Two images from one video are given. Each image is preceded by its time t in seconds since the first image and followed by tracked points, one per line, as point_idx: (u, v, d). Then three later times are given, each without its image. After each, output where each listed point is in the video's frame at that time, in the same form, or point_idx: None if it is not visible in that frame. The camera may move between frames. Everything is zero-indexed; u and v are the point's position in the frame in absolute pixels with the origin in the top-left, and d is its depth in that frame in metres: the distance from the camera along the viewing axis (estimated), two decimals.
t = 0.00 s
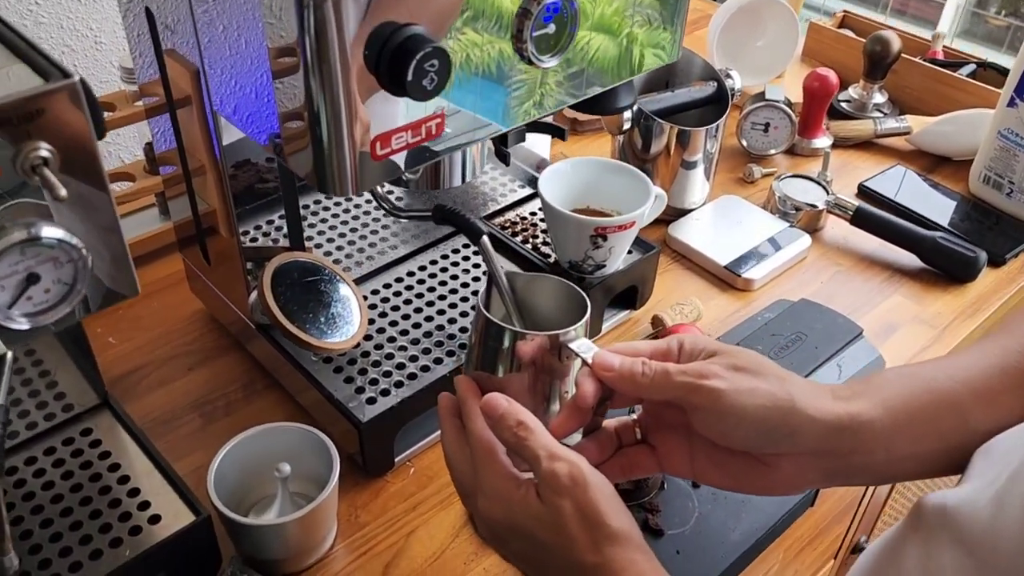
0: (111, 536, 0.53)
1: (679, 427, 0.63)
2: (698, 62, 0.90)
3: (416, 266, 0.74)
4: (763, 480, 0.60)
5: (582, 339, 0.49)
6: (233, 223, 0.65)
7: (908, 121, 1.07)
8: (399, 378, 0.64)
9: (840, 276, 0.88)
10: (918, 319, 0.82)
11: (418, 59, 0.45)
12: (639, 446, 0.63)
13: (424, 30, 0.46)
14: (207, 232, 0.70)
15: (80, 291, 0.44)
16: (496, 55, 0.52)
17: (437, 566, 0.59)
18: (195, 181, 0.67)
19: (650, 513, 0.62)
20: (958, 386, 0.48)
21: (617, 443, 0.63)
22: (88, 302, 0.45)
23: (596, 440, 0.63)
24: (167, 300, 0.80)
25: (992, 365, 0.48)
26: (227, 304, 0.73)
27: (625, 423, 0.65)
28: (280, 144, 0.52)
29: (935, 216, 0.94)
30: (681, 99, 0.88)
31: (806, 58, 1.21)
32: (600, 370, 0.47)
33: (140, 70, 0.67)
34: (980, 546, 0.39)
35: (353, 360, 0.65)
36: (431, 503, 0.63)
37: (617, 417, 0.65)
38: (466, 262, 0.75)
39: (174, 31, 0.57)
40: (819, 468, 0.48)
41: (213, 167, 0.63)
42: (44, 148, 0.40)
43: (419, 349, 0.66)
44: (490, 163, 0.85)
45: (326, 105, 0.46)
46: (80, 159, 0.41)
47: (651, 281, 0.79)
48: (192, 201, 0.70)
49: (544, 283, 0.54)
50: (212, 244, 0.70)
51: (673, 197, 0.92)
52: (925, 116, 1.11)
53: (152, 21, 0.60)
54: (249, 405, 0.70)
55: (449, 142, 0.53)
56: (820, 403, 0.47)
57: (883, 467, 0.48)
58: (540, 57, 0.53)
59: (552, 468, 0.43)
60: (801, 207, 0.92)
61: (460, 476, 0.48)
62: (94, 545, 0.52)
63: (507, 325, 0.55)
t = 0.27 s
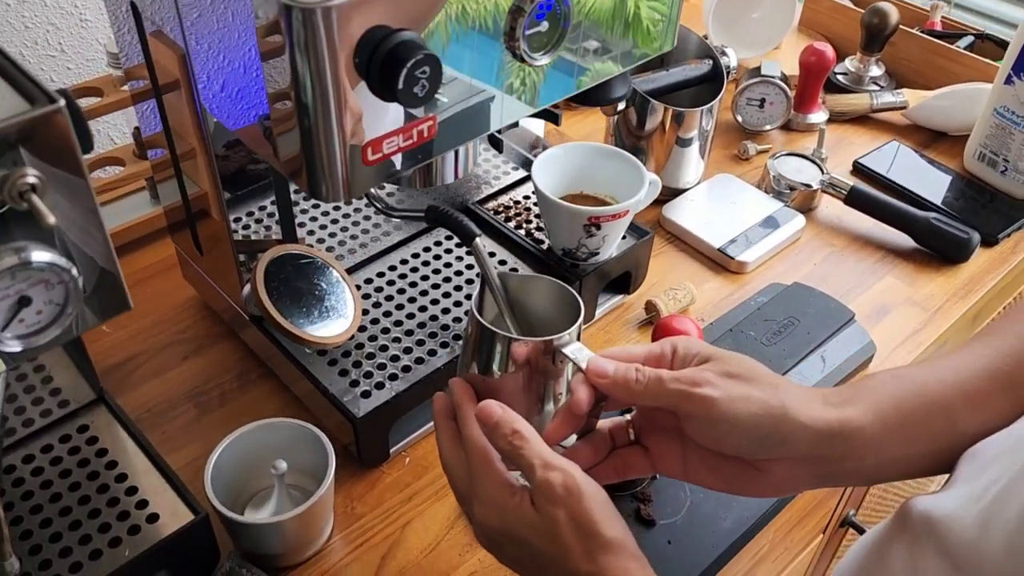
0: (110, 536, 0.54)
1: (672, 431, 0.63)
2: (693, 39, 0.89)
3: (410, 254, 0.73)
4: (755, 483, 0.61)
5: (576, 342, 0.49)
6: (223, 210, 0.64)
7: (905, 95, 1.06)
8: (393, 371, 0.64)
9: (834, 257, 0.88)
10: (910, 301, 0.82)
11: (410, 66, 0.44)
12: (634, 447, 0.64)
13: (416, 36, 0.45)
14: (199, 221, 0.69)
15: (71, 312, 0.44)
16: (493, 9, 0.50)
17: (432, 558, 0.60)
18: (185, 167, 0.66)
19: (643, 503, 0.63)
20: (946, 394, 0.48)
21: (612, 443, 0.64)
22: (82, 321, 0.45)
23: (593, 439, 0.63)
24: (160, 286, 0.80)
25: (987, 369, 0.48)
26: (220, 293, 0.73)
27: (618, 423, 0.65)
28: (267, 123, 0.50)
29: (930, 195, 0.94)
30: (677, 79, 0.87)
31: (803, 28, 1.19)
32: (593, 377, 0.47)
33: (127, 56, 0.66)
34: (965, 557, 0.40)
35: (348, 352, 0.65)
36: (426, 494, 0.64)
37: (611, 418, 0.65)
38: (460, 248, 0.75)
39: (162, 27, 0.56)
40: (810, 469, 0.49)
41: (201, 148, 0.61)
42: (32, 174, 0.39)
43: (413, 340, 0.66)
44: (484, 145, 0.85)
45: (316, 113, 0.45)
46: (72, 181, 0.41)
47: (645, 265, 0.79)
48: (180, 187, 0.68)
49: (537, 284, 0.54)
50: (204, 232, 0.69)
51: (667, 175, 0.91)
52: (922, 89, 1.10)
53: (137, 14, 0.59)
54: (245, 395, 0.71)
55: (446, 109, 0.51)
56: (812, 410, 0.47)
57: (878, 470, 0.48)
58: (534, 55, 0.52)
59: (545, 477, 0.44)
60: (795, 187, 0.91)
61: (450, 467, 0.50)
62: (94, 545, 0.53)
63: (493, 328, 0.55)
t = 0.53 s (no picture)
0: (100, 530, 0.54)
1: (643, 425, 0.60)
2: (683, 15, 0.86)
3: (396, 239, 0.73)
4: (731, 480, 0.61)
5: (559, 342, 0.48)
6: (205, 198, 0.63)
7: (897, 66, 1.05)
8: (379, 360, 0.65)
9: (821, 235, 0.87)
10: (895, 282, 0.82)
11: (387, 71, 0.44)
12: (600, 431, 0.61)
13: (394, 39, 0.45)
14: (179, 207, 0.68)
15: (49, 329, 0.45)
16: None
17: (419, 545, 0.62)
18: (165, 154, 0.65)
19: (626, 489, 0.64)
20: (920, 389, 0.50)
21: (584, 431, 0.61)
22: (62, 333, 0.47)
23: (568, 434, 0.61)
24: (146, 270, 0.79)
25: (954, 366, 0.50)
26: (206, 279, 0.73)
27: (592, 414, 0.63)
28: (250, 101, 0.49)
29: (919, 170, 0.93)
30: (664, 55, 0.86)
31: None
32: (574, 379, 0.48)
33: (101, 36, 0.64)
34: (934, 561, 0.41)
35: (334, 341, 0.65)
36: (413, 481, 0.65)
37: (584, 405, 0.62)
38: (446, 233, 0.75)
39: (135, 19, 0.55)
40: (787, 466, 0.50)
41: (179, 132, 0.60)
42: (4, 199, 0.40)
43: (399, 328, 0.67)
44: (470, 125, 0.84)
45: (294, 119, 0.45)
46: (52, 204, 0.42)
47: (632, 248, 0.79)
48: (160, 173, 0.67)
49: (520, 280, 0.54)
50: (185, 217, 0.69)
51: (656, 152, 0.92)
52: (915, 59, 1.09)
53: (112, 5, 0.58)
54: (232, 382, 0.71)
55: (438, 77, 0.50)
56: (789, 412, 0.48)
57: (848, 469, 0.50)
58: (515, 50, 0.51)
59: (527, 480, 0.45)
60: (784, 164, 0.91)
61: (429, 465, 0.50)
62: (84, 539, 0.54)
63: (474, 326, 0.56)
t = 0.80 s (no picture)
0: (95, 527, 0.56)
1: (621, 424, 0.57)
2: None
3: (385, 229, 0.74)
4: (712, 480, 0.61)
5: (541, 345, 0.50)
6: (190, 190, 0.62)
7: (893, 43, 1.04)
8: (368, 354, 0.65)
9: (812, 219, 0.88)
10: (884, 267, 0.83)
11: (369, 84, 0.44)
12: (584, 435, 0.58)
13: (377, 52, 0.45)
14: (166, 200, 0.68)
15: (35, 349, 0.45)
16: None
17: (409, 535, 0.63)
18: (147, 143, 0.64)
19: (611, 480, 0.65)
20: (895, 394, 0.51)
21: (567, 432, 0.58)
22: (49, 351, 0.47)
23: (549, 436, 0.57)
24: (137, 259, 0.80)
25: (929, 369, 0.52)
26: (196, 270, 0.74)
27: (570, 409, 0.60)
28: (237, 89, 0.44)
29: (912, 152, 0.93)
30: (655, 39, 0.85)
31: None
32: (556, 384, 0.48)
33: (84, 27, 0.64)
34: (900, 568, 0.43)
35: (323, 335, 0.66)
36: (402, 472, 0.66)
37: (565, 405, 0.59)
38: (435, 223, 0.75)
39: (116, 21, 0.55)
40: (765, 468, 0.51)
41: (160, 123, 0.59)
42: None
43: (388, 322, 0.68)
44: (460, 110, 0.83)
45: (277, 134, 0.45)
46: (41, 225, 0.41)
47: (621, 236, 0.79)
48: (145, 161, 0.66)
49: (505, 283, 0.55)
50: (171, 207, 0.69)
51: (646, 135, 0.91)
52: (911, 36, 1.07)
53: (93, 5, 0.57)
54: (225, 373, 0.72)
55: (437, 45, 0.49)
56: (765, 418, 0.49)
57: (825, 472, 0.51)
58: (497, 54, 0.51)
59: (507, 488, 0.47)
60: (776, 147, 0.90)
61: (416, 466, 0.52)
62: (80, 536, 0.55)
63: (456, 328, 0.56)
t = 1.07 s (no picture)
0: (94, 516, 0.57)
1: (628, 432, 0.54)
2: None
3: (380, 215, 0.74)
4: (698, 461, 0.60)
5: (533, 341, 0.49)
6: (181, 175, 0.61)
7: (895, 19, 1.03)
8: (362, 342, 0.66)
9: (809, 201, 0.87)
10: (879, 251, 0.83)
11: (355, 88, 0.43)
12: (589, 441, 0.56)
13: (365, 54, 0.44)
14: (158, 185, 0.68)
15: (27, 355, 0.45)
16: None
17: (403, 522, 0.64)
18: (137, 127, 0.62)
19: (603, 467, 0.66)
20: (880, 390, 0.51)
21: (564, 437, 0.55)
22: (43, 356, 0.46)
23: (545, 442, 0.54)
24: (133, 242, 0.80)
25: (916, 365, 0.52)
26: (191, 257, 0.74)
27: (570, 409, 0.57)
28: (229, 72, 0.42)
29: (911, 134, 0.92)
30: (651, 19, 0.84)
31: None
32: (546, 379, 0.48)
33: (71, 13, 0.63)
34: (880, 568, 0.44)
35: (318, 323, 0.67)
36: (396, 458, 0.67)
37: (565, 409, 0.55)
38: (429, 208, 0.75)
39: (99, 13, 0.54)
40: (752, 463, 0.52)
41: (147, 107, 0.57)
42: None
43: (382, 310, 0.68)
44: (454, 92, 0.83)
45: (264, 137, 0.45)
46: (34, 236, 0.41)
47: (616, 221, 0.79)
48: (135, 144, 0.65)
49: (495, 274, 0.55)
50: (163, 192, 0.68)
51: (643, 115, 0.90)
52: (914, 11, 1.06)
53: None
54: (222, 358, 0.73)
55: (438, 12, 0.48)
56: (753, 415, 0.50)
57: (811, 467, 0.52)
58: (486, 51, 0.50)
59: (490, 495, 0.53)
60: (773, 127, 0.90)
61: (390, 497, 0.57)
62: (79, 525, 0.56)
63: (445, 320, 0.57)
